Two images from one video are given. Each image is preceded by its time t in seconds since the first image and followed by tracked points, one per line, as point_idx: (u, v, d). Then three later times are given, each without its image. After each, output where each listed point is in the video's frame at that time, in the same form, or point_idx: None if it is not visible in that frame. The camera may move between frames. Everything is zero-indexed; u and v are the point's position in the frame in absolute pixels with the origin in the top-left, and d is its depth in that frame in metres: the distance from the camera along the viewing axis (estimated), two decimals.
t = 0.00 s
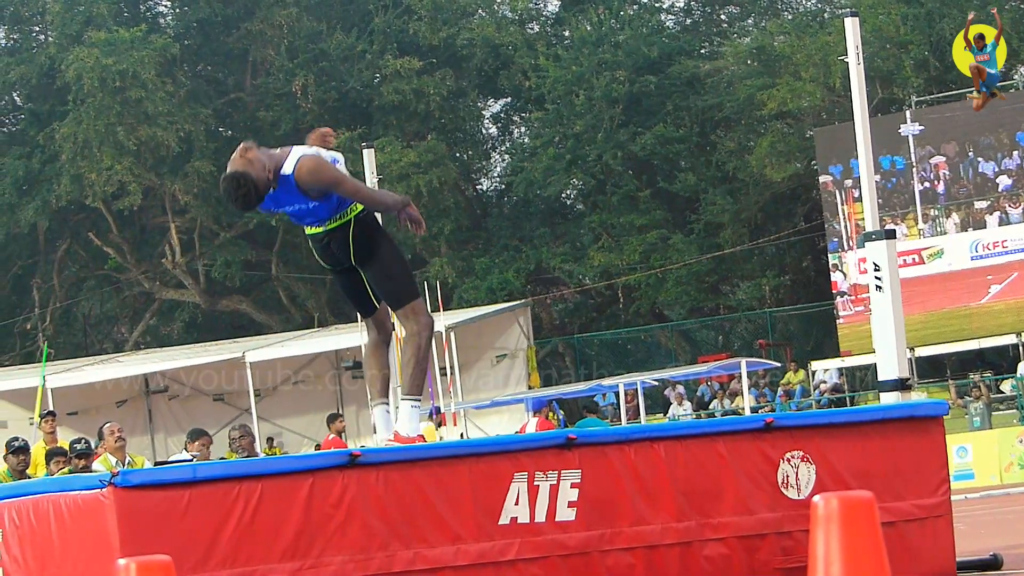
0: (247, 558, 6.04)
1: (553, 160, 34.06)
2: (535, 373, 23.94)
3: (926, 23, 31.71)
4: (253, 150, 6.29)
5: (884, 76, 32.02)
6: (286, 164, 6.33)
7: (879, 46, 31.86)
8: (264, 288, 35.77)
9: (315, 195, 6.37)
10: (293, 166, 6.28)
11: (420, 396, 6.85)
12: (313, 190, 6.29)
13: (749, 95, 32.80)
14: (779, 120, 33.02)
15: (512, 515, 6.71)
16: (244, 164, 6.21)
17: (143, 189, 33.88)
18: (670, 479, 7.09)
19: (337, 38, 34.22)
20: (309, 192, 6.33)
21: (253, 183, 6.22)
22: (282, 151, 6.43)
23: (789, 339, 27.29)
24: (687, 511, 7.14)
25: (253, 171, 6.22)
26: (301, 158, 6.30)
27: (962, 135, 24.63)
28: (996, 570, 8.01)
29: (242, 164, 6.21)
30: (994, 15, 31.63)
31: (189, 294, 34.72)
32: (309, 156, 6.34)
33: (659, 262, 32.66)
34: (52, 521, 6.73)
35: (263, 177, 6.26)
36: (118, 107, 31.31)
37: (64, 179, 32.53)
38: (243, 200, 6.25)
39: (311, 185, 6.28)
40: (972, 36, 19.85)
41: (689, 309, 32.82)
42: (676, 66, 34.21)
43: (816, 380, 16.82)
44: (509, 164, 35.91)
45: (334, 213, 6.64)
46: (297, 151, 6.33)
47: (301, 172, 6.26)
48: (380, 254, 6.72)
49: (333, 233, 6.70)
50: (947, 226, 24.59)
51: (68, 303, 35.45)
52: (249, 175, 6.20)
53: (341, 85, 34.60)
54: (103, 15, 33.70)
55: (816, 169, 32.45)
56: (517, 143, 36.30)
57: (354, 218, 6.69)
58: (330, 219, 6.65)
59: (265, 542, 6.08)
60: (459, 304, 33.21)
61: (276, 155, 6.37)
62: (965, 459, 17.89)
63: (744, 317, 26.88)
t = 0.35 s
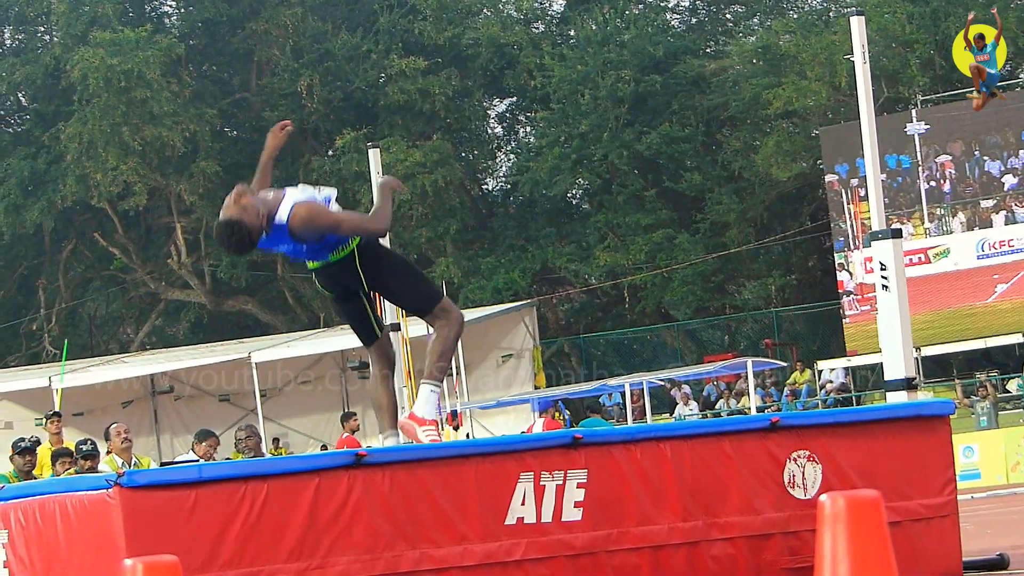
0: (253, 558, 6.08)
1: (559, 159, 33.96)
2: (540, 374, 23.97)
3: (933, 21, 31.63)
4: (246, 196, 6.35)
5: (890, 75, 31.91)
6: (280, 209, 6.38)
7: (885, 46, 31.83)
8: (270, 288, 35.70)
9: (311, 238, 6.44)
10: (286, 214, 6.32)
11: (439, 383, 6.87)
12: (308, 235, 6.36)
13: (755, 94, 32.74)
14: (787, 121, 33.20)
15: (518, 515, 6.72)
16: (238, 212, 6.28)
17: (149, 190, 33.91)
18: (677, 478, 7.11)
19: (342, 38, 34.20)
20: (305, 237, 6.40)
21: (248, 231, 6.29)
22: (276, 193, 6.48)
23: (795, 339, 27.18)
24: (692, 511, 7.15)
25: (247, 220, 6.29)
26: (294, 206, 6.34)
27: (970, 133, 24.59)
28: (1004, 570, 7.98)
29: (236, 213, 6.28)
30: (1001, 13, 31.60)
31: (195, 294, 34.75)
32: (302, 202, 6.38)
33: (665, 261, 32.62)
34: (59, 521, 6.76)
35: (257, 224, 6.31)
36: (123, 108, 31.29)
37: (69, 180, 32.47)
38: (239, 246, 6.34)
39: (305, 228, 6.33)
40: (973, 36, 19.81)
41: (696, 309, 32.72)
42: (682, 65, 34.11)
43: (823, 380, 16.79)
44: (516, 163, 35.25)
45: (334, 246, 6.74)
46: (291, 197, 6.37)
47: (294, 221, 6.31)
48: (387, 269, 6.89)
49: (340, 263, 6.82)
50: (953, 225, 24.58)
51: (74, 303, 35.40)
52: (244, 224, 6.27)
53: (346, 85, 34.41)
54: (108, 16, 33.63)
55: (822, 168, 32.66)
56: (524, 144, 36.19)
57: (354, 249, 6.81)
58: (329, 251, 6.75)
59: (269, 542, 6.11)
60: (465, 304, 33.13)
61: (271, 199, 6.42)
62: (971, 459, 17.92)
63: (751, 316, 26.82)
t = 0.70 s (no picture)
0: (264, 557, 6.17)
1: (567, 158, 34.01)
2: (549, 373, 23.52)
3: (942, 20, 31.56)
4: (229, 266, 6.30)
5: (898, 74, 32.07)
6: (268, 275, 6.37)
7: (893, 45, 31.88)
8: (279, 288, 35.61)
9: (304, 292, 6.42)
10: (273, 281, 6.33)
11: (455, 351, 6.83)
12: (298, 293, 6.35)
13: (764, 93, 32.56)
14: (794, 118, 32.65)
15: (528, 514, 6.86)
16: (221, 285, 6.24)
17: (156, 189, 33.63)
18: (685, 477, 7.23)
19: (351, 37, 34.06)
20: (295, 295, 6.39)
21: (233, 301, 6.27)
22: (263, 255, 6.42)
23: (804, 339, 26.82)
24: (699, 510, 7.28)
25: (231, 292, 6.26)
26: (280, 273, 6.32)
27: (977, 133, 24.72)
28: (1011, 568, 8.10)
29: (218, 286, 6.24)
30: (1010, 12, 31.47)
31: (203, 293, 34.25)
32: (286, 267, 6.34)
33: (673, 261, 32.48)
34: (68, 522, 6.78)
35: (242, 293, 6.29)
36: (131, 107, 31.31)
37: (78, 179, 32.43)
38: (226, 315, 6.33)
39: (292, 283, 6.31)
40: (973, 36, 19.65)
41: (703, 308, 32.40)
42: (690, 65, 34.15)
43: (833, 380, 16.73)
44: (522, 162, 35.91)
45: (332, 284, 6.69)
46: (274, 264, 6.37)
47: (282, 288, 6.32)
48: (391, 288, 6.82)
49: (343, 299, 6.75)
50: (962, 224, 24.41)
51: (82, 303, 35.33)
52: (227, 296, 6.25)
53: (355, 84, 34.32)
54: (116, 15, 33.41)
55: (830, 169, 32.26)
56: (531, 143, 36.20)
57: (354, 284, 6.75)
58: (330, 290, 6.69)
59: (281, 541, 6.21)
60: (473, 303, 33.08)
61: (255, 266, 6.39)
62: (979, 458, 17.93)
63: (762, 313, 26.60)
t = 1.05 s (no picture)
0: (274, 554, 6.44)
1: (577, 158, 33.42)
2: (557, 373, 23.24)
3: (951, 20, 31.23)
4: (216, 328, 6.38)
5: (908, 74, 31.82)
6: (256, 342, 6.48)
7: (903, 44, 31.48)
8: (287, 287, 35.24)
9: (297, 344, 6.50)
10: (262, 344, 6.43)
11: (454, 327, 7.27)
12: (288, 345, 6.44)
13: (774, 92, 32.66)
14: (805, 119, 33.10)
15: (535, 513, 7.07)
16: (206, 346, 6.32)
17: (166, 187, 33.36)
18: (694, 476, 7.39)
19: (360, 36, 33.80)
20: (287, 349, 6.47)
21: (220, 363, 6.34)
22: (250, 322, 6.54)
23: (813, 337, 26.08)
24: (708, 509, 7.42)
25: (215, 353, 6.32)
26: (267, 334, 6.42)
27: (988, 132, 23.90)
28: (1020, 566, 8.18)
29: (204, 347, 6.31)
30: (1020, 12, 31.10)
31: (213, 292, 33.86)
32: (272, 326, 6.43)
33: (683, 259, 32.12)
34: (76, 518, 6.80)
35: (229, 355, 6.36)
36: (141, 106, 30.82)
37: (87, 178, 31.99)
38: (209, 378, 6.41)
39: (281, 340, 6.40)
40: (971, 35, 18.99)
41: (713, 306, 32.17)
42: (700, 64, 34.07)
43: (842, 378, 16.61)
44: (532, 161, 35.41)
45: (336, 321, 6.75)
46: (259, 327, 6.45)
47: (273, 347, 6.41)
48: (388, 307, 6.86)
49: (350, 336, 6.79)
50: (972, 223, 23.75)
51: (92, 301, 34.85)
52: (212, 356, 6.31)
53: (364, 82, 34.10)
54: (126, 14, 32.91)
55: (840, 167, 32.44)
56: (540, 141, 35.88)
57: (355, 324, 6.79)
58: (336, 331, 6.74)
59: (290, 539, 6.48)
60: (483, 302, 32.57)
61: (242, 332, 6.48)
62: (990, 456, 17.41)
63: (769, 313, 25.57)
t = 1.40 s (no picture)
0: (285, 551, 6.60)
1: (588, 156, 32.97)
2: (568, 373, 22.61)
3: (963, 18, 30.48)
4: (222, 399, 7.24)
5: (920, 73, 31.08)
6: (259, 416, 7.22)
7: (914, 43, 30.65)
8: (300, 285, 35.07)
9: (297, 417, 7.13)
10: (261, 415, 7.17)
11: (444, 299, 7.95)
12: (286, 414, 7.07)
13: (785, 91, 32.33)
14: (816, 117, 32.52)
15: (548, 511, 7.17)
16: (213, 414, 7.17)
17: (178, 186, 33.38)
18: (706, 475, 7.47)
19: (372, 35, 33.40)
20: (288, 418, 7.11)
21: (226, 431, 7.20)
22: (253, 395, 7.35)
23: (824, 335, 25.80)
24: (720, 508, 7.49)
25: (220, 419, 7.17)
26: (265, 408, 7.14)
27: (999, 131, 22.79)
28: None
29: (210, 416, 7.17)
30: None
31: (225, 291, 33.90)
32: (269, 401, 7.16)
33: (694, 258, 31.75)
34: (88, 518, 6.86)
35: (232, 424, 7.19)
36: (152, 104, 30.42)
37: (99, 176, 31.80)
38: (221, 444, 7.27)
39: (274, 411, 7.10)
40: (971, 35, 18.63)
41: (724, 305, 31.69)
42: (711, 62, 33.74)
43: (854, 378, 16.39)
44: (544, 160, 34.84)
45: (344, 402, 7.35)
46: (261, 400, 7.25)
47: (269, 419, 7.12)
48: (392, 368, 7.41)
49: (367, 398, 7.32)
50: (984, 222, 22.60)
51: (103, 300, 34.81)
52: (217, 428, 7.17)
53: (376, 81, 33.72)
54: (138, 12, 32.67)
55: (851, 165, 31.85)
56: (552, 140, 35.35)
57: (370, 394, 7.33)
58: (355, 405, 7.32)
59: (302, 537, 6.64)
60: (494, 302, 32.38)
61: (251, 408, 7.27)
62: (1001, 456, 16.49)
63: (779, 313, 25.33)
